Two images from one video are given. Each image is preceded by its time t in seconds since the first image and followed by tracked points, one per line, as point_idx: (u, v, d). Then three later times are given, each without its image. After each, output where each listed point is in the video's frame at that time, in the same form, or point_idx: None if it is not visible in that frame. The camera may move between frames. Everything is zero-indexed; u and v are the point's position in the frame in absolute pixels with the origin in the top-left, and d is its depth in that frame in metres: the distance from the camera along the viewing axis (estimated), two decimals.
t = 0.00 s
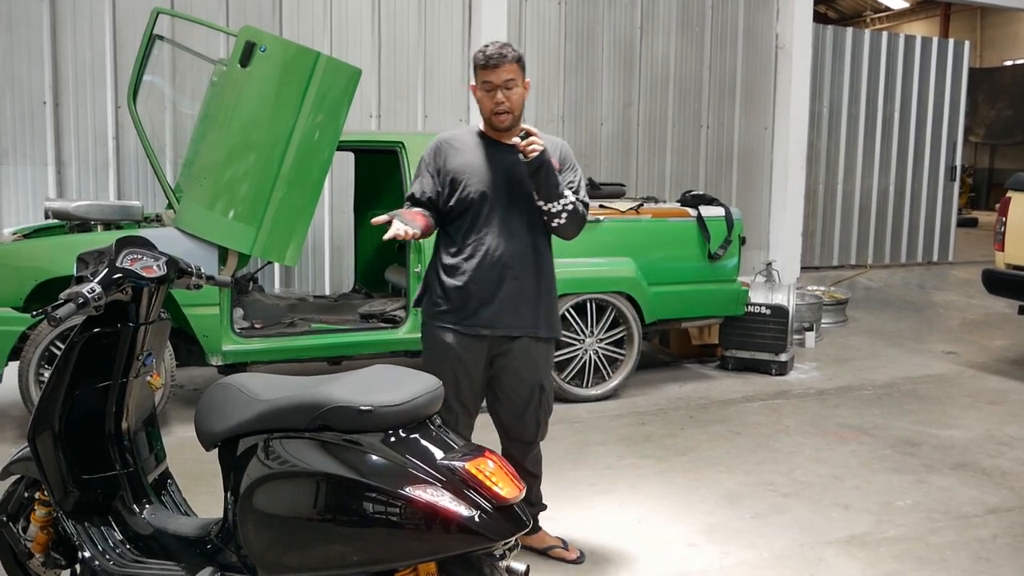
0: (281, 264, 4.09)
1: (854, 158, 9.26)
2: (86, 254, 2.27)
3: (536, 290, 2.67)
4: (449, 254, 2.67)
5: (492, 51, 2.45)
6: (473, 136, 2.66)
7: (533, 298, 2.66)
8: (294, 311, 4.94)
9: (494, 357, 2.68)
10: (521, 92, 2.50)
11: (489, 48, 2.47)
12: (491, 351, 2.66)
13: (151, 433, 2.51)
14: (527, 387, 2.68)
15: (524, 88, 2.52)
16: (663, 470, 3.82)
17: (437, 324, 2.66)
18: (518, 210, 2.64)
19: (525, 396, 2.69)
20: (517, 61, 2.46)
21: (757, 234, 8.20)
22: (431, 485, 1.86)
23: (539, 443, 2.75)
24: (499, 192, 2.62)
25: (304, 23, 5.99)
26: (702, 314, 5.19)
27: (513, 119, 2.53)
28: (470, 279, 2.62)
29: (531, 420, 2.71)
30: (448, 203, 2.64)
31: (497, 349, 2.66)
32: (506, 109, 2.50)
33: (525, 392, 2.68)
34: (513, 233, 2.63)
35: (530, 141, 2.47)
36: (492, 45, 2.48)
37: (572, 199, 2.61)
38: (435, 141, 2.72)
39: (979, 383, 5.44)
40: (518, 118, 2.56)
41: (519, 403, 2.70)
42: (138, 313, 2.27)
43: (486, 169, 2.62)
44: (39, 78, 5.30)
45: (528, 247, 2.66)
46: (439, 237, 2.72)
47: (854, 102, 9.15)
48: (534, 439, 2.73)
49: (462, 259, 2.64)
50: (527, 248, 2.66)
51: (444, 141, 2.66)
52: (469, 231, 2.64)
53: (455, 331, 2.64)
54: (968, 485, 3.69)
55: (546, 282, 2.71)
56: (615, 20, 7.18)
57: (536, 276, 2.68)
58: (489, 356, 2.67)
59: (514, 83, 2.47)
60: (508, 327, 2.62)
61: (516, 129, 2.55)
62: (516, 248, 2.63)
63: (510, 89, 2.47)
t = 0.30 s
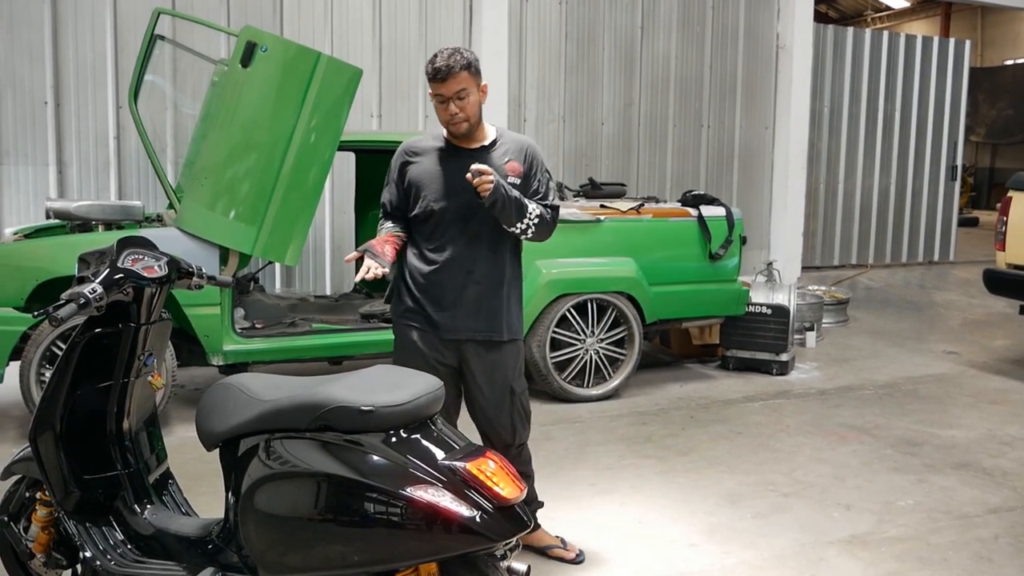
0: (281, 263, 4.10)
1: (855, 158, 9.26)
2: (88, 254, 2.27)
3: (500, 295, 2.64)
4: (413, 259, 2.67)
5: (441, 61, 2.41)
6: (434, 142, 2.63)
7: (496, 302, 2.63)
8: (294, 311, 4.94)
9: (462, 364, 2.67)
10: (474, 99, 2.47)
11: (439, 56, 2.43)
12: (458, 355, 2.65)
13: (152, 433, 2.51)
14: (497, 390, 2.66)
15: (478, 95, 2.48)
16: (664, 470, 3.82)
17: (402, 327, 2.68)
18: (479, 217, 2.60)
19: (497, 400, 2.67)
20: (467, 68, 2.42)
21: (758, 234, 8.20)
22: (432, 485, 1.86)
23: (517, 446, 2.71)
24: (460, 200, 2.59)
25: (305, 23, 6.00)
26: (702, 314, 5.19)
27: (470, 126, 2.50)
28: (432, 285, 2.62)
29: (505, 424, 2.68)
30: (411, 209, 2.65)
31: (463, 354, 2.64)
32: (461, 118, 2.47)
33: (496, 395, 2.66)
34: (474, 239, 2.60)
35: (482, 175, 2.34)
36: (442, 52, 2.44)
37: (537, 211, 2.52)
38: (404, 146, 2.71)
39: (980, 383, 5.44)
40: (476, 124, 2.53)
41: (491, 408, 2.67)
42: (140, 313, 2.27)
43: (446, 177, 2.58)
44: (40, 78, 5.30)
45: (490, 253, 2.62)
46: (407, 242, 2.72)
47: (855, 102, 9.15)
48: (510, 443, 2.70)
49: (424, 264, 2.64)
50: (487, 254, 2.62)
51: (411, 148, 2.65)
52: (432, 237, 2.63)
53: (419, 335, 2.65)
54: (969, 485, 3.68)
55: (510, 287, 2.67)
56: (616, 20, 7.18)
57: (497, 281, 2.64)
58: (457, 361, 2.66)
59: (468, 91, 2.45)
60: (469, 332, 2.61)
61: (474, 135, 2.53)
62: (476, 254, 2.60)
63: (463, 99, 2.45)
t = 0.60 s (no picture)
0: (283, 264, 4.10)
1: (855, 159, 9.26)
2: (90, 255, 2.27)
3: (493, 292, 2.65)
4: (406, 261, 2.68)
5: (432, 61, 2.41)
6: (420, 141, 2.64)
7: (489, 301, 2.64)
8: (295, 311, 4.95)
9: (457, 361, 2.67)
10: (463, 99, 2.48)
11: (429, 56, 2.43)
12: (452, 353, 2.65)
13: (155, 433, 2.52)
14: (492, 387, 2.66)
15: (467, 95, 2.49)
16: (665, 471, 3.82)
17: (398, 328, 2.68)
18: (468, 215, 2.60)
19: (490, 396, 2.67)
20: (457, 69, 2.43)
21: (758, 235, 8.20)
22: (433, 486, 1.86)
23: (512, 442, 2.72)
24: (447, 199, 2.58)
25: (306, 25, 6.00)
26: (703, 314, 5.19)
27: (458, 127, 2.51)
28: (426, 285, 2.62)
29: (500, 420, 2.68)
30: (401, 211, 2.65)
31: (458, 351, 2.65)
32: (449, 118, 2.48)
33: (490, 392, 2.66)
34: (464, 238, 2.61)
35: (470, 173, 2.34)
36: (433, 52, 2.44)
37: (526, 207, 2.51)
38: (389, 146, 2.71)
39: (981, 384, 5.44)
40: (463, 124, 2.54)
41: (486, 404, 2.67)
42: (142, 314, 2.27)
43: (433, 176, 2.58)
44: (41, 80, 5.31)
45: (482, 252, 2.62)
46: (399, 243, 2.72)
47: (855, 103, 9.15)
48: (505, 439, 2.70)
49: (417, 266, 2.65)
50: (480, 253, 2.62)
51: (397, 148, 2.65)
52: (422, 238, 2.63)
53: (415, 334, 2.65)
54: (970, 486, 3.69)
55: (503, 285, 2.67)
56: (617, 21, 7.19)
57: (490, 280, 2.64)
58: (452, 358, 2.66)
59: (457, 92, 2.46)
60: (464, 331, 2.62)
61: (461, 136, 2.54)
62: (468, 253, 2.61)
63: (451, 99, 2.45)
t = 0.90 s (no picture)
0: (284, 264, 4.10)
1: (855, 159, 9.26)
2: (90, 256, 2.27)
3: (504, 293, 2.66)
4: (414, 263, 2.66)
5: (438, 52, 2.47)
6: (427, 143, 2.62)
7: (500, 302, 2.65)
8: (295, 311, 4.95)
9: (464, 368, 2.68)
10: (472, 90, 2.48)
11: (435, 50, 2.49)
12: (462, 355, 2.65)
13: (155, 434, 2.52)
14: (502, 387, 2.66)
15: (475, 88, 2.51)
16: (665, 472, 3.82)
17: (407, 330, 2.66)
18: (480, 217, 2.60)
19: (499, 399, 2.67)
20: (464, 60, 2.48)
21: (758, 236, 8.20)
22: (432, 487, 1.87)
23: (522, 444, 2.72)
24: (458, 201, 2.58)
25: (307, 26, 6.01)
26: (703, 315, 5.20)
27: (468, 117, 2.49)
28: (437, 287, 2.62)
29: (510, 421, 2.68)
30: (412, 216, 2.63)
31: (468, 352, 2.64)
32: (459, 106, 2.46)
33: (501, 393, 2.67)
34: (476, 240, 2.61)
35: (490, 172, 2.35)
36: (438, 49, 2.51)
37: (539, 209, 2.54)
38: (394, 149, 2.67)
39: (981, 385, 5.44)
40: (473, 119, 2.52)
41: (496, 405, 2.67)
42: (142, 315, 2.28)
43: (444, 178, 2.58)
44: (42, 81, 5.32)
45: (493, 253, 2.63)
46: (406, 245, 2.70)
47: (855, 103, 9.16)
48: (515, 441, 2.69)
49: (428, 269, 2.63)
50: (492, 254, 2.63)
51: (404, 151, 2.63)
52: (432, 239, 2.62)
53: (425, 337, 2.63)
54: (969, 486, 3.69)
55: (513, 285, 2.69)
56: (617, 21, 7.19)
57: (501, 281, 2.65)
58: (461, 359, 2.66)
59: (465, 82, 2.47)
60: (476, 332, 2.62)
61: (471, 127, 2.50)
62: (480, 254, 2.61)
63: (461, 87, 2.46)
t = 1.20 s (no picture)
0: (284, 267, 4.09)
1: (855, 160, 9.26)
2: (89, 262, 2.27)
3: (534, 302, 2.66)
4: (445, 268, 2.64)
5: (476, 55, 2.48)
6: (459, 149, 2.60)
7: (530, 310, 2.65)
8: (295, 314, 4.96)
9: (491, 373, 2.66)
10: (508, 93, 2.49)
11: (473, 54, 2.51)
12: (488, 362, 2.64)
13: (154, 439, 2.53)
14: (527, 397, 2.64)
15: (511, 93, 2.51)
16: (665, 475, 3.83)
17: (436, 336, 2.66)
18: (514, 224, 2.60)
19: (523, 407, 2.64)
20: (501, 64, 2.49)
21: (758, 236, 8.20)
22: (431, 494, 1.87)
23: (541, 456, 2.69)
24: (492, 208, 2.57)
25: (307, 28, 6.01)
26: (703, 317, 5.20)
27: (502, 120, 2.48)
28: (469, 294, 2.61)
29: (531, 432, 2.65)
30: (445, 223, 2.61)
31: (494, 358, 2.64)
32: (494, 109, 2.46)
33: (524, 402, 2.64)
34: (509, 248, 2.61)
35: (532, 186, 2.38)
36: (475, 52, 2.52)
37: (572, 219, 2.56)
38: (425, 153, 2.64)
39: (980, 386, 5.44)
40: (506, 123, 2.52)
41: (519, 414, 2.64)
42: (141, 321, 2.28)
43: (479, 185, 2.56)
44: (42, 83, 5.32)
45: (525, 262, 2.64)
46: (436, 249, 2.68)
47: (855, 104, 9.16)
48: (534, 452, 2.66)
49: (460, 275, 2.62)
50: (524, 263, 2.63)
51: (436, 157, 2.59)
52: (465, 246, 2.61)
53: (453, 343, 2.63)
54: (968, 489, 3.69)
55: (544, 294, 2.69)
56: (617, 22, 7.19)
57: (532, 289, 2.65)
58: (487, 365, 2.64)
59: (501, 85, 2.47)
60: (507, 341, 2.62)
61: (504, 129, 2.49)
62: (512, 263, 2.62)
63: (497, 90, 2.46)
